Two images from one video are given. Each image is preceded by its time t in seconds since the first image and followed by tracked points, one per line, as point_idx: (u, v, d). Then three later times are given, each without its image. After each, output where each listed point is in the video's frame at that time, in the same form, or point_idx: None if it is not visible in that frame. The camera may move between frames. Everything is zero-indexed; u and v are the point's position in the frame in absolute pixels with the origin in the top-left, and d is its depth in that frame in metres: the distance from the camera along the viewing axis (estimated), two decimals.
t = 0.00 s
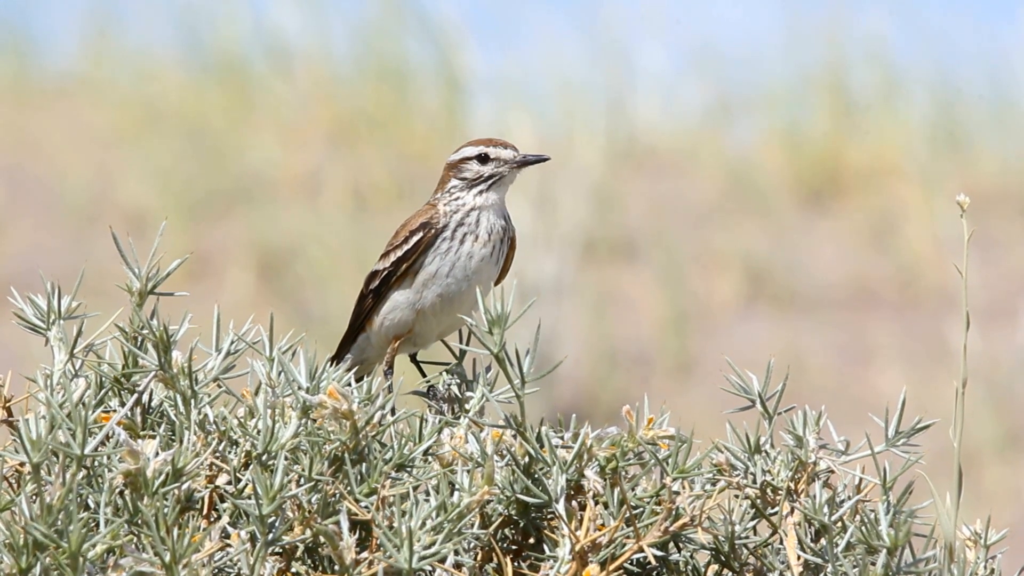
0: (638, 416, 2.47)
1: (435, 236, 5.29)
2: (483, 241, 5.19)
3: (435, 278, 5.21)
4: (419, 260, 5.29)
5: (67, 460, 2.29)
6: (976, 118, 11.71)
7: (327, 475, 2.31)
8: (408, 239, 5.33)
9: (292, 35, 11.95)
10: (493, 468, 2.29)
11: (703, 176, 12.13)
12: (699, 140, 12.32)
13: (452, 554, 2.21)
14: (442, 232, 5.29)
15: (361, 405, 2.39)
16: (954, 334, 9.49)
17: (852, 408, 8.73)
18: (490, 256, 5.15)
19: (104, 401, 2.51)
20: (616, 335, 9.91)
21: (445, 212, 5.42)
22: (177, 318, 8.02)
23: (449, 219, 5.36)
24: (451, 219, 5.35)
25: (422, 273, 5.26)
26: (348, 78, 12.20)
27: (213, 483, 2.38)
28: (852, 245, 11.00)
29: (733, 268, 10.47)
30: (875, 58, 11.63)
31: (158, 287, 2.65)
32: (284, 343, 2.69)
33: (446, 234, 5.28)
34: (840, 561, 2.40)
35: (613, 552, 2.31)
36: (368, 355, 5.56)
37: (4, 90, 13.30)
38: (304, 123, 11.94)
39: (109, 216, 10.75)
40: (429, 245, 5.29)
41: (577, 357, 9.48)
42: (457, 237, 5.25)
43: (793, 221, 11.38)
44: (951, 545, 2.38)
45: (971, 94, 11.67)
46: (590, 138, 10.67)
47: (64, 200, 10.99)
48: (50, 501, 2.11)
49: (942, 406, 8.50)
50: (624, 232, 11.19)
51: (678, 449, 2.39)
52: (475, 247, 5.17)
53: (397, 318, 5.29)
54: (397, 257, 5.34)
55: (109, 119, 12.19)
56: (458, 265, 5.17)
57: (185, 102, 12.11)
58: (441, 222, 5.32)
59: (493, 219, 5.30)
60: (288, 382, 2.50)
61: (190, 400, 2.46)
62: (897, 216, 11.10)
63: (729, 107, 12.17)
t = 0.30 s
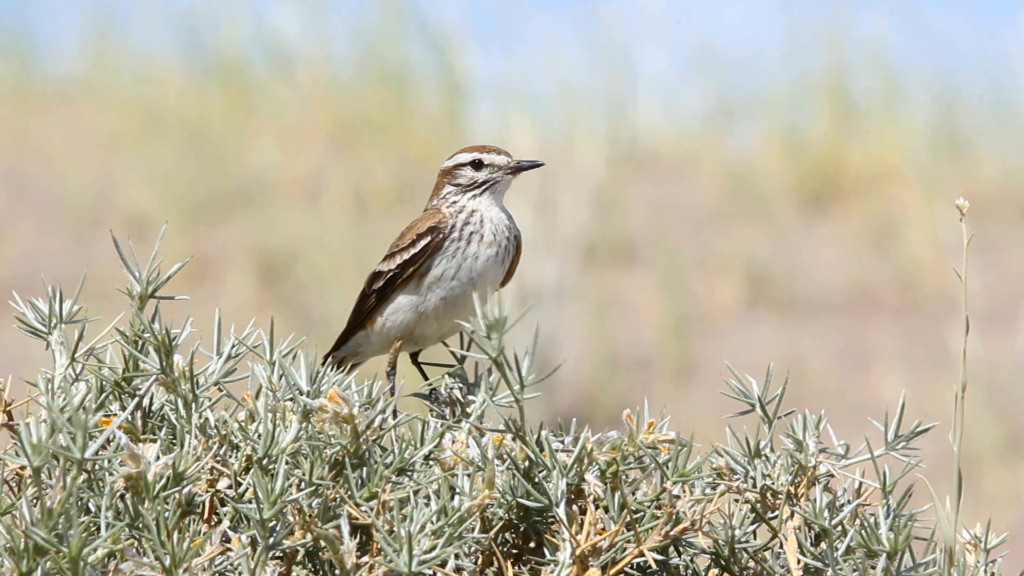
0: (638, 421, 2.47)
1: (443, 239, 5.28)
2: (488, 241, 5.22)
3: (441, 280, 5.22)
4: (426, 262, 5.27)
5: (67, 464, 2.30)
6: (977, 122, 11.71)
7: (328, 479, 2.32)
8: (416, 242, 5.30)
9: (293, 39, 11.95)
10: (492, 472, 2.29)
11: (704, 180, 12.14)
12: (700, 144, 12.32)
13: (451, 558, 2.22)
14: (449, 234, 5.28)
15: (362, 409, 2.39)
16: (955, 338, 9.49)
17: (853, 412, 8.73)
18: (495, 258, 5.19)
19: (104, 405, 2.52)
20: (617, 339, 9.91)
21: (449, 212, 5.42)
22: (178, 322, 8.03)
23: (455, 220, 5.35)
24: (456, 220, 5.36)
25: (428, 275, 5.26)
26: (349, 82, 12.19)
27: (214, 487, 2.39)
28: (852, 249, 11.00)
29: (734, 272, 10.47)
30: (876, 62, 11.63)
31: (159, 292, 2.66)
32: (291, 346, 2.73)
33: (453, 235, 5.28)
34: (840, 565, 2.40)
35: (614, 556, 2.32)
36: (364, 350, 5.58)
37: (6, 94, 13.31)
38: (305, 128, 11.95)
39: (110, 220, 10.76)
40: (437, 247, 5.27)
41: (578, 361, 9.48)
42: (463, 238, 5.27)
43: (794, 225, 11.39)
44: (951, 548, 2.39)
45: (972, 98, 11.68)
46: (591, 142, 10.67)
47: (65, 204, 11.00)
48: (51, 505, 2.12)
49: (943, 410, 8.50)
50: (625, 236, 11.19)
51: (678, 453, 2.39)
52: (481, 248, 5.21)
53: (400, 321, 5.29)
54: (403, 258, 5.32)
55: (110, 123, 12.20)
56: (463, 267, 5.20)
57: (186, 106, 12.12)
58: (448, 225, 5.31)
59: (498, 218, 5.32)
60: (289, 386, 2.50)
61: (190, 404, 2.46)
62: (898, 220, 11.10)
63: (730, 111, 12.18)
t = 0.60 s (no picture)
0: (638, 421, 2.47)
1: (437, 240, 5.29)
2: (483, 244, 5.21)
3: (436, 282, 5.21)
4: (420, 264, 5.27)
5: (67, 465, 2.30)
6: (977, 124, 11.71)
7: (328, 480, 2.32)
8: (410, 243, 5.31)
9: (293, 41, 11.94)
10: (493, 473, 2.29)
11: (704, 181, 12.14)
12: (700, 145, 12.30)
13: (451, 559, 2.22)
14: (443, 235, 5.29)
15: (363, 410, 2.39)
16: (955, 339, 9.49)
17: (853, 413, 8.73)
18: (490, 260, 5.18)
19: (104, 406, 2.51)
20: (617, 340, 9.91)
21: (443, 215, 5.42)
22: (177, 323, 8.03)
23: (450, 221, 5.35)
24: (452, 221, 5.36)
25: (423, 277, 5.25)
26: (349, 83, 12.19)
27: (214, 488, 2.39)
28: (852, 250, 11.01)
29: (734, 273, 10.48)
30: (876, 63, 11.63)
31: (158, 292, 2.65)
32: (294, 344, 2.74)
33: (448, 237, 5.29)
34: (840, 566, 2.40)
35: (615, 557, 2.32)
36: (360, 354, 5.57)
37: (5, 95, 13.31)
38: (305, 129, 11.96)
39: (110, 221, 10.76)
40: (431, 250, 5.28)
41: (578, 361, 9.48)
42: (457, 240, 5.27)
43: (794, 226, 11.39)
44: (951, 549, 2.38)
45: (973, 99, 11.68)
46: (591, 143, 10.67)
47: (65, 205, 11.00)
48: (51, 506, 2.12)
49: (943, 410, 8.50)
50: (625, 237, 11.20)
51: (678, 454, 2.39)
52: (475, 250, 5.20)
53: (395, 322, 5.30)
54: (397, 260, 5.33)
55: (110, 124, 12.20)
56: (459, 269, 5.19)
57: (185, 107, 12.12)
58: (443, 226, 5.32)
59: (493, 222, 5.32)
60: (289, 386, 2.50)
61: (190, 405, 2.46)
62: (898, 221, 11.10)
63: (730, 111, 12.18)
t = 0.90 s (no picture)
0: (640, 420, 2.48)
1: (431, 238, 5.27)
2: (476, 241, 5.20)
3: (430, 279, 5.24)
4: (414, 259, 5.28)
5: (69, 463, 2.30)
6: (978, 123, 11.71)
7: (330, 479, 2.32)
8: (405, 240, 5.31)
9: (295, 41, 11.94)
10: (495, 472, 2.29)
11: (705, 180, 12.14)
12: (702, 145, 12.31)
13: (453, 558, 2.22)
14: (437, 233, 5.26)
15: (365, 410, 2.39)
16: (956, 338, 9.49)
17: (854, 412, 8.73)
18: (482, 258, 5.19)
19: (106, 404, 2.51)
20: (618, 339, 9.91)
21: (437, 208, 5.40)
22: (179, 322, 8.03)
23: (443, 216, 5.32)
24: (446, 216, 5.31)
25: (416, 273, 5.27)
26: (350, 81, 12.23)
27: (216, 487, 2.39)
28: (854, 249, 11.01)
29: (735, 272, 10.48)
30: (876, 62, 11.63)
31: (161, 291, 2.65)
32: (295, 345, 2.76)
33: (441, 234, 5.25)
34: (841, 565, 2.40)
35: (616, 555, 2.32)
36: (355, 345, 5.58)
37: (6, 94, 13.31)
38: (307, 128, 11.98)
39: (111, 219, 10.77)
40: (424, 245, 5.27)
41: (579, 360, 9.48)
42: (450, 238, 5.24)
43: (795, 225, 11.39)
44: (952, 548, 2.39)
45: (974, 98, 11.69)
46: (592, 141, 10.68)
47: (66, 203, 11.01)
48: (53, 504, 2.12)
49: (944, 409, 8.50)
50: (626, 236, 11.19)
51: (680, 453, 2.39)
52: (467, 247, 5.19)
53: (390, 318, 5.31)
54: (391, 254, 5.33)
55: (111, 122, 12.20)
56: (452, 267, 5.19)
57: (186, 106, 12.13)
58: (437, 223, 5.28)
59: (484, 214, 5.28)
60: (291, 385, 2.51)
61: (192, 404, 2.47)
62: (899, 221, 11.10)
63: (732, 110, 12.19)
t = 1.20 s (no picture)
0: (640, 417, 2.48)
1: (432, 235, 5.27)
2: (478, 237, 5.20)
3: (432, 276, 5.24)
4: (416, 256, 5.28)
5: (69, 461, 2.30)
6: (978, 121, 11.72)
7: (329, 476, 2.32)
8: (407, 237, 5.31)
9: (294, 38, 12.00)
10: (495, 470, 2.29)
11: (704, 177, 12.15)
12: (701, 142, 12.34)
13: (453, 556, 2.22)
14: (439, 230, 5.26)
15: (366, 407, 2.39)
16: (955, 336, 9.49)
17: (854, 409, 8.73)
18: (484, 255, 5.18)
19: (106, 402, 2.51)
20: (617, 336, 9.91)
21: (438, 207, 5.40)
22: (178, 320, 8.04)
23: (444, 214, 5.32)
24: (447, 215, 5.32)
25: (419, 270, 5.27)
26: (350, 78, 12.25)
27: (216, 485, 2.39)
28: (853, 246, 11.01)
29: (735, 269, 10.48)
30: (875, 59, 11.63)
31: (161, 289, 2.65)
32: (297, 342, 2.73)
33: (443, 232, 5.25)
34: (841, 562, 2.40)
35: (615, 553, 2.32)
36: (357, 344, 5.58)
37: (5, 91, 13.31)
38: (306, 125, 11.99)
39: (111, 217, 10.76)
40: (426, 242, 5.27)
41: (578, 358, 9.48)
42: (452, 235, 5.23)
43: (795, 223, 11.39)
44: (951, 545, 2.39)
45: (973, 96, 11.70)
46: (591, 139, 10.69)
47: (65, 201, 11.00)
48: (52, 503, 2.12)
49: (943, 407, 8.51)
50: (625, 233, 11.19)
51: (680, 450, 2.39)
52: (470, 244, 5.19)
53: (392, 315, 5.30)
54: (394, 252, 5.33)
55: (110, 120, 12.20)
56: (455, 264, 5.19)
57: (186, 104, 12.13)
58: (438, 220, 5.29)
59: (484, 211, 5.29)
60: (291, 383, 2.52)
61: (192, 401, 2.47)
62: (899, 219, 11.11)
63: (731, 108, 12.20)
